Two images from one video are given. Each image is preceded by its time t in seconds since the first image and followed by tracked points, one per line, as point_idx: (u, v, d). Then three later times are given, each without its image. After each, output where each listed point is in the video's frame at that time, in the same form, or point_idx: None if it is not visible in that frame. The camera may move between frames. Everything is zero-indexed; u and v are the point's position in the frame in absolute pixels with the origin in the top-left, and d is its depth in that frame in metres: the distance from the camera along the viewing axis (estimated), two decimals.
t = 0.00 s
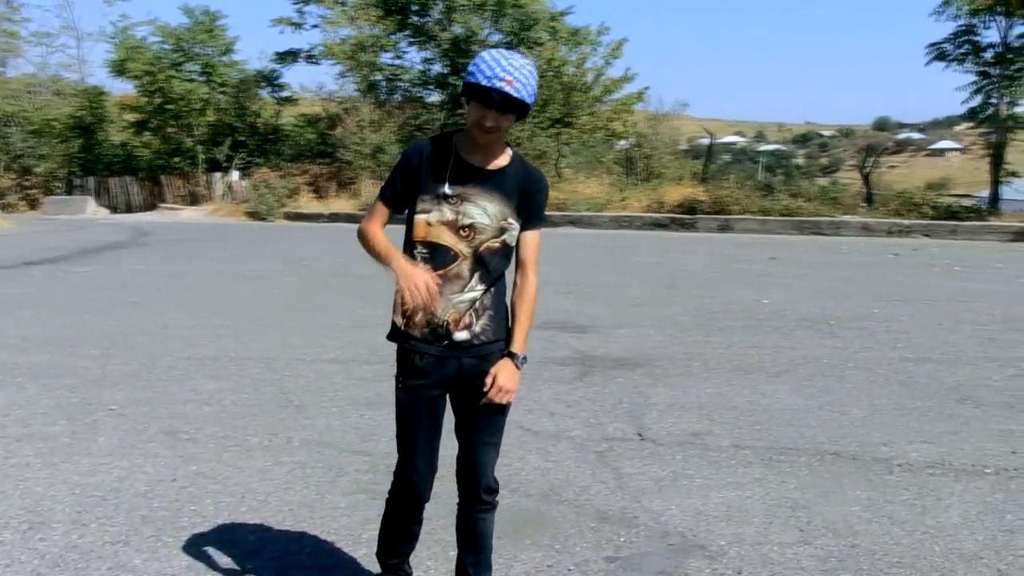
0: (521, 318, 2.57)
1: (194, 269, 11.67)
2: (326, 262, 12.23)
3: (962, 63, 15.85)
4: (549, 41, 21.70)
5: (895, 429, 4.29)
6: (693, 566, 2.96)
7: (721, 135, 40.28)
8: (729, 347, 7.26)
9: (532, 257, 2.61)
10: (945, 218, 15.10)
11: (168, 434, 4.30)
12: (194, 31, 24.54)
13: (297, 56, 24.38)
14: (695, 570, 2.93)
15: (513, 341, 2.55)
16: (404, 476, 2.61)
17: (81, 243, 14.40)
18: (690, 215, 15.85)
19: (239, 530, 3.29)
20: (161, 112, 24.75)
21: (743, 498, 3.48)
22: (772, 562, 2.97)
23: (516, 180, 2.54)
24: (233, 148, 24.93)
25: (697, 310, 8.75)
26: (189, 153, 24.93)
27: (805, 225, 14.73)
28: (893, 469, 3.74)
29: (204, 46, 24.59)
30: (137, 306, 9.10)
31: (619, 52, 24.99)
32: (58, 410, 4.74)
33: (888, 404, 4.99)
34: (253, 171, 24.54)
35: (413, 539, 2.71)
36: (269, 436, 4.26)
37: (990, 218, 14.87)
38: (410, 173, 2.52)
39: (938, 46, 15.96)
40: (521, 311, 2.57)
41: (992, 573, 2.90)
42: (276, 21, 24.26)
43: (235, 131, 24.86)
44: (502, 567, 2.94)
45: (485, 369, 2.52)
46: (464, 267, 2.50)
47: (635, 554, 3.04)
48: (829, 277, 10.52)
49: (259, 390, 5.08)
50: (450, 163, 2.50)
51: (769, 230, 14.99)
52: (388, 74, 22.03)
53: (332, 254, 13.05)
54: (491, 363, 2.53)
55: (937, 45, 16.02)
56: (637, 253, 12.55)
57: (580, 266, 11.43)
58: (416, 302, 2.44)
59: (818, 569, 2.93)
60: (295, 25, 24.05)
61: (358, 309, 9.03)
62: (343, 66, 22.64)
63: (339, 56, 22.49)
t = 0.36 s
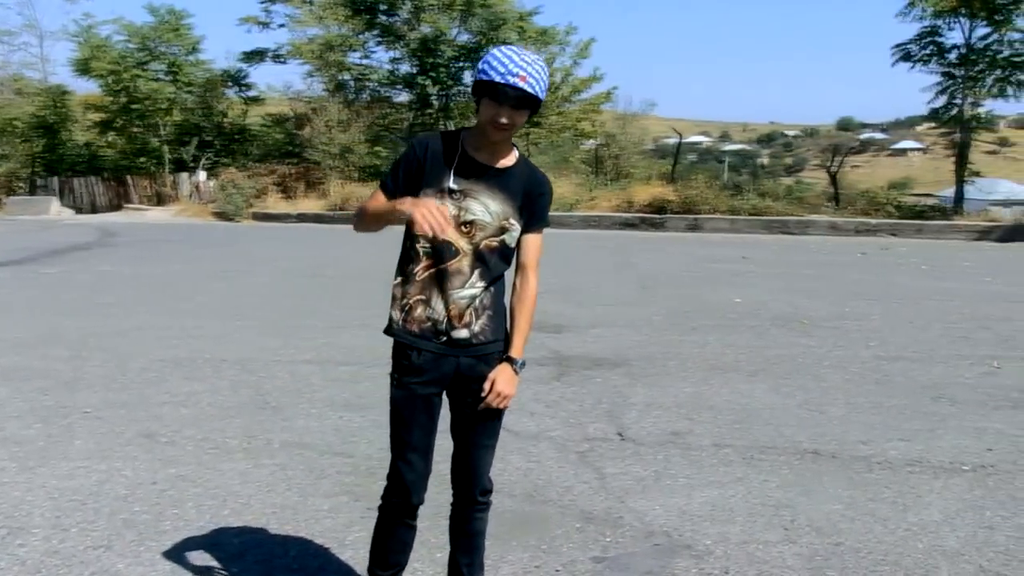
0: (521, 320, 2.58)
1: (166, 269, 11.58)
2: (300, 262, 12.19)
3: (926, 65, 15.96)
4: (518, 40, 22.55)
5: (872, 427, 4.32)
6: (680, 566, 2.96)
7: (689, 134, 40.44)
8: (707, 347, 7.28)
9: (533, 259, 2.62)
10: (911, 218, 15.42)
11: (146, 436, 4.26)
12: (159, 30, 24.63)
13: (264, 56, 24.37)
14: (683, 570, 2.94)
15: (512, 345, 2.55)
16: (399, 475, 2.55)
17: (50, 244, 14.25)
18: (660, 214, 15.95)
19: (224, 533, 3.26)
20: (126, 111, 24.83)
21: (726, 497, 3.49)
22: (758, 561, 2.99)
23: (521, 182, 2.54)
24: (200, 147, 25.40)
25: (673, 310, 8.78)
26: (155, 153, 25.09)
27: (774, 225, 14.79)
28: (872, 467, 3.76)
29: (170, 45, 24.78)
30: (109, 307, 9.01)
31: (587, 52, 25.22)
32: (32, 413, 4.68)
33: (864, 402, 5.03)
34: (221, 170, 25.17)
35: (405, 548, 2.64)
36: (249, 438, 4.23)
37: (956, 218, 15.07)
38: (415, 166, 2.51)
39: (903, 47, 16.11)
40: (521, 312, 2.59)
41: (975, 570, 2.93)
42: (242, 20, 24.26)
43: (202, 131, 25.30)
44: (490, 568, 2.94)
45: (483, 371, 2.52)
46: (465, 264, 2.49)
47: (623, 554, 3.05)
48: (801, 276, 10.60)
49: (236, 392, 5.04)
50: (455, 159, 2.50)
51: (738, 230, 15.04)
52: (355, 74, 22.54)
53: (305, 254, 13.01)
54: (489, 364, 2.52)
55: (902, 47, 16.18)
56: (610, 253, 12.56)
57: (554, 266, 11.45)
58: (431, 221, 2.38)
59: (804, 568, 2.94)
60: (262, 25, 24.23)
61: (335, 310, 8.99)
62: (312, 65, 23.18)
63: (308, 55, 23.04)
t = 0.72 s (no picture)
0: (510, 325, 2.55)
1: (131, 270, 11.45)
2: (267, 262, 12.11)
3: (886, 66, 16.14)
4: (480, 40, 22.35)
5: (844, 424, 4.36)
6: (661, 566, 2.97)
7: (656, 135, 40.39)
8: (678, 346, 7.31)
9: (524, 262, 2.59)
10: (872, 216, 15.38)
11: (117, 439, 4.21)
12: (119, 28, 24.80)
13: (225, 55, 24.19)
14: (664, 569, 2.94)
15: (501, 349, 2.54)
16: (382, 472, 2.50)
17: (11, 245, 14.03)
18: (625, 214, 16.03)
19: (203, 536, 3.23)
20: (86, 111, 24.71)
21: (704, 495, 3.50)
22: (739, 560, 3.00)
23: (518, 185, 2.52)
24: (161, 147, 24.97)
25: (643, 309, 8.80)
26: (115, 153, 24.82)
27: (737, 223, 14.84)
28: (847, 465, 3.79)
29: (131, 44, 24.87)
30: (74, 309, 8.89)
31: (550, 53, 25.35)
32: None
33: (835, 400, 5.08)
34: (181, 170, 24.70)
35: (386, 553, 2.58)
36: (222, 440, 4.18)
37: (913, 216, 15.18)
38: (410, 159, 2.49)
39: (864, 47, 16.27)
40: (509, 316, 2.56)
41: (952, 565, 2.96)
42: (204, 18, 24.00)
43: (163, 131, 24.93)
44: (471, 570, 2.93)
45: (473, 371, 2.51)
46: (457, 261, 2.48)
47: (604, 554, 3.05)
48: (769, 275, 10.68)
49: (208, 393, 4.99)
50: (454, 156, 2.48)
51: (702, 229, 15.11)
52: (318, 74, 22.41)
53: (272, 254, 12.93)
54: (478, 364, 2.51)
55: (864, 47, 16.34)
56: (578, 254, 12.52)
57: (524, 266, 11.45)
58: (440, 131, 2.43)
59: (784, 565, 2.96)
60: (223, 24, 24.10)
61: (306, 310, 8.94)
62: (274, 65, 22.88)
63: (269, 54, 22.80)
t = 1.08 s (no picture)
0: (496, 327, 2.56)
1: (94, 271, 11.29)
2: (233, 263, 11.99)
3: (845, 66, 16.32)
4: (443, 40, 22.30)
5: (816, 423, 4.39)
6: (643, 565, 2.98)
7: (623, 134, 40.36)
8: (650, 345, 7.34)
9: (509, 263, 2.60)
10: (835, 216, 15.57)
11: (87, 443, 4.15)
12: (76, 27, 24.77)
13: (185, 54, 23.91)
14: (646, 569, 2.95)
15: (487, 349, 2.55)
16: (365, 467, 2.48)
17: None
18: (589, 213, 16.05)
19: (181, 540, 3.19)
20: (42, 110, 24.28)
21: (681, 494, 3.52)
22: (719, 558, 3.02)
23: (510, 186, 2.53)
24: (120, 147, 24.58)
25: (613, 309, 8.82)
26: (72, 153, 24.15)
27: (701, 222, 14.84)
28: (820, 462, 3.82)
29: (87, 42, 24.76)
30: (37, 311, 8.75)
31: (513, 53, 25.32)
32: None
33: (806, 398, 5.11)
34: (141, 171, 24.25)
35: (366, 552, 2.55)
36: (194, 443, 4.14)
37: (874, 216, 15.31)
38: (409, 146, 2.49)
39: (824, 47, 16.41)
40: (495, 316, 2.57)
41: (929, 561, 2.99)
42: (162, 17, 23.71)
43: (122, 131, 24.52)
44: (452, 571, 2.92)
45: (459, 369, 2.51)
46: (449, 256, 2.47)
47: (585, 554, 3.05)
48: (737, 274, 10.73)
49: (177, 395, 4.94)
50: (450, 153, 2.48)
51: (666, 228, 15.16)
52: (280, 74, 21.81)
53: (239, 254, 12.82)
54: (464, 362, 2.52)
55: (823, 48, 16.48)
56: (547, 253, 12.50)
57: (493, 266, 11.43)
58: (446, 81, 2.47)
59: (764, 563, 2.98)
60: (182, 22, 23.67)
61: (275, 311, 8.86)
62: (234, 65, 22.11)
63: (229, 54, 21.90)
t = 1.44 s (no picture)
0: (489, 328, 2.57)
1: (65, 273, 11.15)
2: (207, 264, 11.89)
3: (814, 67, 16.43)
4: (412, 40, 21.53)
5: (796, 421, 4.41)
6: (631, 564, 2.98)
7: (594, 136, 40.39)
8: (628, 345, 7.35)
9: (502, 264, 2.60)
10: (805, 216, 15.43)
11: (66, 446, 4.10)
12: (39, 25, 24.67)
13: (152, 53, 23.72)
14: (635, 568, 2.95)
15: (480, 351, 2.56)
16: (358, 469, 2.46)
17: None
18: (559, 213, 16.06)
19: (168, 544, 3.17)
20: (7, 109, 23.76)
21: (666, 493, 3.52)
22: (707, 557, 3.03)
23: (506, 187, 2.53)
24: (86, 147, 24.08)
25: (590, 309, 8.82)
26: (37, 152, 23.43)
27: (671, 222, 14.90)
28: (802, 461, 3.85)
29: (52, 41, 24.72)
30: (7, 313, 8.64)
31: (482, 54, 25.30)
32: None
33: (785, 397, 5.14)
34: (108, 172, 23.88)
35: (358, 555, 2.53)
36: (175, 445, 4.11)
37: (843, 216, 15.34)
38: (411, 138, 2.46)
39: (793, 48, 16.50)
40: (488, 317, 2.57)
41: (914, 558, 3.02)
42: (129, 16, 23.49)
43: (87, 130, 24.09)
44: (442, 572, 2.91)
45: (453, 371, 2.51)
46: (447, 255, 2.47)
47: (574, 554, 3.05)
48: (712, 274, 10.76)
49: (155, 398, 4.89)
50: (448, 150, 2.47)
51: (636, 227, 15.23)
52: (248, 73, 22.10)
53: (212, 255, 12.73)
54: (458, 363, 2.52)
55: (792, 48, 16.59)
56: (522, 253, 12.49)
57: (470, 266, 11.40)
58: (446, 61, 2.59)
59: (751, 562, 2.99)
60: (150, 21, 23.48)
61: (251, 312, 8.80)
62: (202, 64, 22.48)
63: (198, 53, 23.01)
